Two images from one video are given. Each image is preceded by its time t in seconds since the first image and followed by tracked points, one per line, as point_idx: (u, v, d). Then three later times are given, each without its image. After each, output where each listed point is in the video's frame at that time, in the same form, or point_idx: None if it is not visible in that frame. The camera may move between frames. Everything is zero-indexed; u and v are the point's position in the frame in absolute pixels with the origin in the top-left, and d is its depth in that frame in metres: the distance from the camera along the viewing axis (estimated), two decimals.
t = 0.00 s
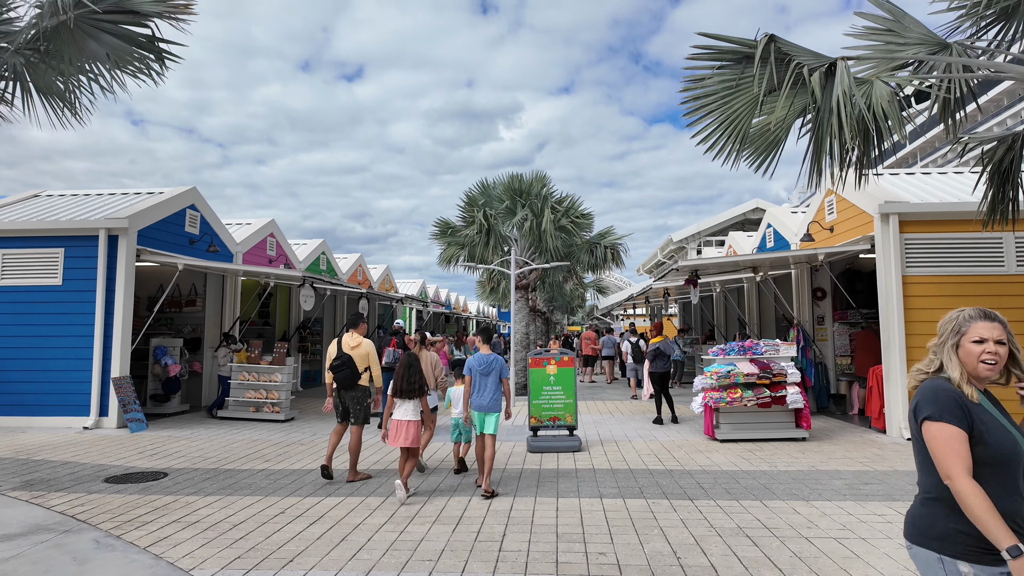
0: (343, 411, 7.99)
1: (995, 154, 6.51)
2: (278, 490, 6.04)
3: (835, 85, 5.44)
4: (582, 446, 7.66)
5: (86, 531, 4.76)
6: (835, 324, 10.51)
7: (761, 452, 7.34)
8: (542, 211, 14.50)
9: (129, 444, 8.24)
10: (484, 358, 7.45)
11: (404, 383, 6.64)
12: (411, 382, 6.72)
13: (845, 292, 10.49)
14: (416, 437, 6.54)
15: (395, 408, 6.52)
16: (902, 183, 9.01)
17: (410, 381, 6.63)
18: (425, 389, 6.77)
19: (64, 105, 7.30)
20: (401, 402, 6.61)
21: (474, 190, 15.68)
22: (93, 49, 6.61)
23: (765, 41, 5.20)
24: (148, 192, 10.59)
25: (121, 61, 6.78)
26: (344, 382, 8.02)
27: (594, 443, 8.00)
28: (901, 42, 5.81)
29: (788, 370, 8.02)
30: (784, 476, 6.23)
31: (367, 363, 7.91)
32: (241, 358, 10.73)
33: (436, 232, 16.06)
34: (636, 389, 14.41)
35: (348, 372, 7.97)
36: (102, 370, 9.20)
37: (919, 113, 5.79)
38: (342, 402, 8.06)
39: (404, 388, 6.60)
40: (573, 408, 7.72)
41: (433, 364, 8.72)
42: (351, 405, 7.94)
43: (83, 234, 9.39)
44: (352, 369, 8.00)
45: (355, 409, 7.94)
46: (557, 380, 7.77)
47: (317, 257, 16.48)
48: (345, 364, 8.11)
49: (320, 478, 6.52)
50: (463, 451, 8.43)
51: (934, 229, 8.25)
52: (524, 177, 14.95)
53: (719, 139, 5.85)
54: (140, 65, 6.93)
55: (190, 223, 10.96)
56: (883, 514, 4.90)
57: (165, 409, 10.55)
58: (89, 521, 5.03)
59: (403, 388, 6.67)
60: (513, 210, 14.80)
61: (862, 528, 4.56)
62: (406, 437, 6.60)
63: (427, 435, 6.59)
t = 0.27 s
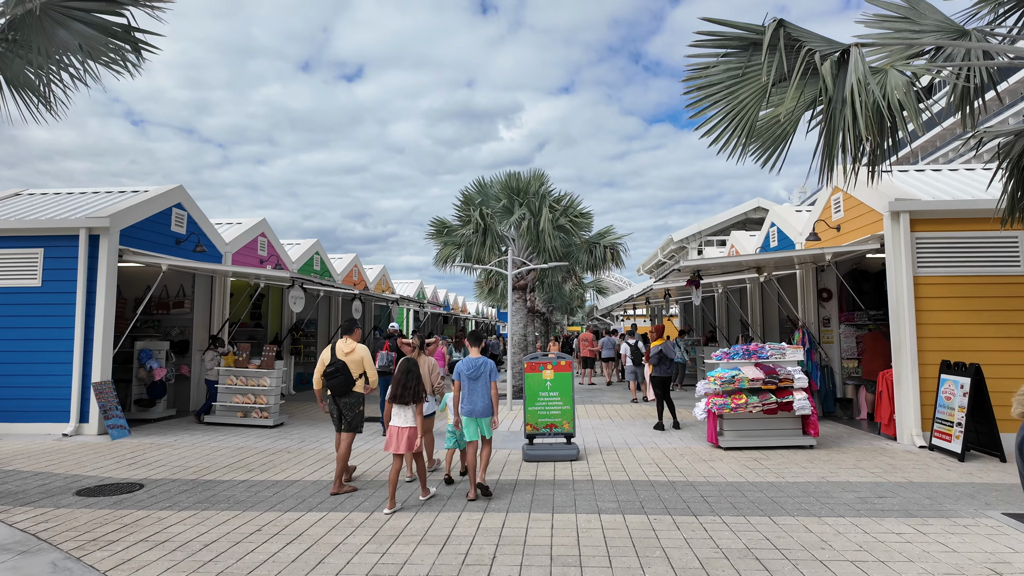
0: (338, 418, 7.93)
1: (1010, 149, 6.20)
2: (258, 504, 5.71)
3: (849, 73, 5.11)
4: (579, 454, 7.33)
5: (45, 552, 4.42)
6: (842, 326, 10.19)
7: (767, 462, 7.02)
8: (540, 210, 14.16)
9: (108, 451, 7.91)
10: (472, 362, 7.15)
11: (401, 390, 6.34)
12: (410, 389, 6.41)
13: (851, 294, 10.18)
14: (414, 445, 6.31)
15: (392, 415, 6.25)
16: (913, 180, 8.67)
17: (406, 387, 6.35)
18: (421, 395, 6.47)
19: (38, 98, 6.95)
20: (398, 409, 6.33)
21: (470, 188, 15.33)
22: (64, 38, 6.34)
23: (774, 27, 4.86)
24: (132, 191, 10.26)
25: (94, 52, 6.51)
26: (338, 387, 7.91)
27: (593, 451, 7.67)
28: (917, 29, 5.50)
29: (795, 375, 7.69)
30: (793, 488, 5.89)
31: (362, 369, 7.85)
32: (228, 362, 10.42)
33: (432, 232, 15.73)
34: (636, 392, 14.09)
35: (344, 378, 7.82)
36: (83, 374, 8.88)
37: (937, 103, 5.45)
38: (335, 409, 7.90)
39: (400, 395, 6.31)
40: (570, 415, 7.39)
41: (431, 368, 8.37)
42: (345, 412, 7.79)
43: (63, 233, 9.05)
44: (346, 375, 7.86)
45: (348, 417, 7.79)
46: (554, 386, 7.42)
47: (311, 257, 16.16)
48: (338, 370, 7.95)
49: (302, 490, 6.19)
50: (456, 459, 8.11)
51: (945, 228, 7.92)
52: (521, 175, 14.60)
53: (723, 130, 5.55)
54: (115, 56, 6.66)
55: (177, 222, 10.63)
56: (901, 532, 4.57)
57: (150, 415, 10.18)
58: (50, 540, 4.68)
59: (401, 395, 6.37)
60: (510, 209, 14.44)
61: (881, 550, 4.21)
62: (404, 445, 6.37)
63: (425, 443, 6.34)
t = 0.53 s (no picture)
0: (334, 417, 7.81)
1: None
2: (239, 510, 5.39)
3: (868, 52, 4.75)
4: (579, 457, 7.02)
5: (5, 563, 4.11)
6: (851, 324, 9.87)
7: (776, 465, 6.70)
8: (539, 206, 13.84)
9: (88, 453, 7.59)
10: (470, 360, 7.01)
11: (408, 386, 6.40)
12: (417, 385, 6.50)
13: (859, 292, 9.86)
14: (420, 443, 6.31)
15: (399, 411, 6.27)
16: (926, 173, 8.35)
17: (415, 383, 6.41)
18: (428, 392, 6.53)
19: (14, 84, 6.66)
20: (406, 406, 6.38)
21: (468, 184, 14.98)
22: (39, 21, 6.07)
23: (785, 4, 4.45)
24: (119, 184, 9.95)
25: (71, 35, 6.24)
26: (333, 387, 7.78)
27: (593, 454, 7.36)
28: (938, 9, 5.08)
29: (805, 375, 7.37)
30: (805, 494, 5.58)
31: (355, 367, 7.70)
32: (217, 361, 10.11)
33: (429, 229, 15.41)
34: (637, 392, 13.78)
35: (336, 378, 7.71)
36: (65, 374, 8.56)
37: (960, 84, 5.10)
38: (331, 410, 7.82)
39: (409, 391, 6.37)
40: (570, 416, 7.08)
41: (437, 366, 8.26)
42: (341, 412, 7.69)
43: (45, 227, 8.74)
44: (341, 374, 7.79)
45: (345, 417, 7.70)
46: (553, 386, 7.11)
47: (306, 254, 15.85)
48: (332, 369, 7.89)
49: (288, 495, 5.87)
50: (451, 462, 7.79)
51: (961, 221, 7.60)
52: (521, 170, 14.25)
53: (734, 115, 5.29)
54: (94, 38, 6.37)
55: (165, 216, 10.32)
56: (926, 544, 4.24)
57: (136, 415, 9.87)
58: (13, 551, 4.37)
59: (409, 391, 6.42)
60: (509, 205, 14.11)
61: (905, 564, 3.90)
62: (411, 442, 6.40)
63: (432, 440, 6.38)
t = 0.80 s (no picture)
0: (330, 421, 7.62)
1: None
2: (217, 524, 5.07)
3: (888, 35, 4.42)
4: (579, 466, 6.71)
5: None
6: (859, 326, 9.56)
7: (785, 475, 6.38)
8: (538, 205, 13.54)
9: (66, 460, 7.28)
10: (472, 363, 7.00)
11: (409, 391, 6.56)
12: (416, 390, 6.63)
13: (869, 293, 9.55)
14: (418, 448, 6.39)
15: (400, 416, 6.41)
16: (938, 169, 8.05)
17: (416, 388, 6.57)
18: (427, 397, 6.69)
19: None
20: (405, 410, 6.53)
21: (466, 182, 14.66)
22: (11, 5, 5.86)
23: None
24: (105, 181, 9.64)
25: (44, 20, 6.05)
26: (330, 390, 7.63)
27: (593, 462, 7.04)
28: None
29: (814, 380, 7.05)
30: (818, 507, 5.26)
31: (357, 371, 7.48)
32: (205, 364, 9.79)
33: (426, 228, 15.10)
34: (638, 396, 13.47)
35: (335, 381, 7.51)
36: (45, 377, 8.26)
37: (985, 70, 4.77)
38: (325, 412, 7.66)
39: (410, 396, 6.49)
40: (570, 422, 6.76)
41: (436, 369, 8.03)
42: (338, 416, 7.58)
43: (26, 225, 8.44)
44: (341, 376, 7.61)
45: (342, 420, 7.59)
46: (552, 393, 6.79)
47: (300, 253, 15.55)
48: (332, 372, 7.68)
49: (271, 507, 5.55)
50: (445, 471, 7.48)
51: (976, 220, 7.29)
52: (520, 168, 13.93)
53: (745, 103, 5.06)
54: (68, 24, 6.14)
55: (152, 214, 10.02)
56: (952, 565, 3.93)
57: (122, 420, 9.57)
58: None
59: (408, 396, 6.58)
60: (507, 204, 13.80)
61: None
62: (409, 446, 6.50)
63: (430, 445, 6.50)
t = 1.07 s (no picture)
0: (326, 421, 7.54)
1: None
2: (192, 534, 4.78)
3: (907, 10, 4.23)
4: (577, 470, 6.42)
5: None
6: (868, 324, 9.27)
7: (794, 480, 6.08)
8: (537, 201, 13.25)
9: (43, 464, 7.00)
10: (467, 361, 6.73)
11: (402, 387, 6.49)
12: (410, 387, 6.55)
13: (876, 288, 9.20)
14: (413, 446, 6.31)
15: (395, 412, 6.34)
16: (950, 161, 7.76)
17: (410, 384, 6.48)
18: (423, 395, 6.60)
19: None
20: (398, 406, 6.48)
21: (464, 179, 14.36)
22: None
23: None
24: (90, 176, 9.37)
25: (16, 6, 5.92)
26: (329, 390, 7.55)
27: (592, 466, 6.75)
28: None
29: (823, 380, 6.76)
30: (829, 515, 4.96)
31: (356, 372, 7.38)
32: (193, 364, 9.52)
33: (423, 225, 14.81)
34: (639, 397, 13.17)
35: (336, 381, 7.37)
36: (26, 378, 7.98)
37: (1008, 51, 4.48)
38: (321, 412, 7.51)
39: (403, 392, 6.42)
40: (567, 424, 6.48)
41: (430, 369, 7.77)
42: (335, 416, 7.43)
43: (5, 220, 8.16)
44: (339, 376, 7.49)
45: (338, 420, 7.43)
46: (548, 394, 6.50)
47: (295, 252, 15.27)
48: (330, 371, 7.54)
49: (251, 515, 5.26)
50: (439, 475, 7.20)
51: (991, 213, 7.00)
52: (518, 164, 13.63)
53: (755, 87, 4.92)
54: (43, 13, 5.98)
55: (139, 210, 9.74)
56: None
57: (107, 421, 9.30)
58: None
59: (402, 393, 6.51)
60: (506, 200, 13.50)
61: None
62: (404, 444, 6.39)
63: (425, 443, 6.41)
